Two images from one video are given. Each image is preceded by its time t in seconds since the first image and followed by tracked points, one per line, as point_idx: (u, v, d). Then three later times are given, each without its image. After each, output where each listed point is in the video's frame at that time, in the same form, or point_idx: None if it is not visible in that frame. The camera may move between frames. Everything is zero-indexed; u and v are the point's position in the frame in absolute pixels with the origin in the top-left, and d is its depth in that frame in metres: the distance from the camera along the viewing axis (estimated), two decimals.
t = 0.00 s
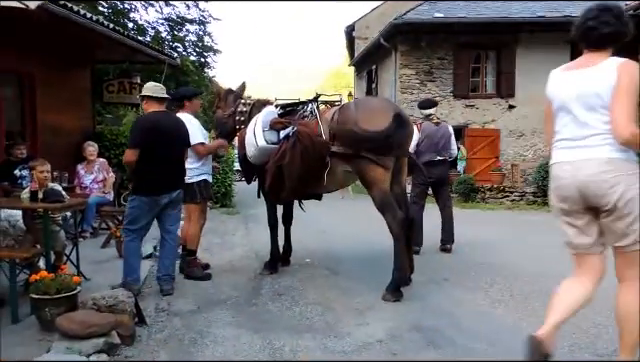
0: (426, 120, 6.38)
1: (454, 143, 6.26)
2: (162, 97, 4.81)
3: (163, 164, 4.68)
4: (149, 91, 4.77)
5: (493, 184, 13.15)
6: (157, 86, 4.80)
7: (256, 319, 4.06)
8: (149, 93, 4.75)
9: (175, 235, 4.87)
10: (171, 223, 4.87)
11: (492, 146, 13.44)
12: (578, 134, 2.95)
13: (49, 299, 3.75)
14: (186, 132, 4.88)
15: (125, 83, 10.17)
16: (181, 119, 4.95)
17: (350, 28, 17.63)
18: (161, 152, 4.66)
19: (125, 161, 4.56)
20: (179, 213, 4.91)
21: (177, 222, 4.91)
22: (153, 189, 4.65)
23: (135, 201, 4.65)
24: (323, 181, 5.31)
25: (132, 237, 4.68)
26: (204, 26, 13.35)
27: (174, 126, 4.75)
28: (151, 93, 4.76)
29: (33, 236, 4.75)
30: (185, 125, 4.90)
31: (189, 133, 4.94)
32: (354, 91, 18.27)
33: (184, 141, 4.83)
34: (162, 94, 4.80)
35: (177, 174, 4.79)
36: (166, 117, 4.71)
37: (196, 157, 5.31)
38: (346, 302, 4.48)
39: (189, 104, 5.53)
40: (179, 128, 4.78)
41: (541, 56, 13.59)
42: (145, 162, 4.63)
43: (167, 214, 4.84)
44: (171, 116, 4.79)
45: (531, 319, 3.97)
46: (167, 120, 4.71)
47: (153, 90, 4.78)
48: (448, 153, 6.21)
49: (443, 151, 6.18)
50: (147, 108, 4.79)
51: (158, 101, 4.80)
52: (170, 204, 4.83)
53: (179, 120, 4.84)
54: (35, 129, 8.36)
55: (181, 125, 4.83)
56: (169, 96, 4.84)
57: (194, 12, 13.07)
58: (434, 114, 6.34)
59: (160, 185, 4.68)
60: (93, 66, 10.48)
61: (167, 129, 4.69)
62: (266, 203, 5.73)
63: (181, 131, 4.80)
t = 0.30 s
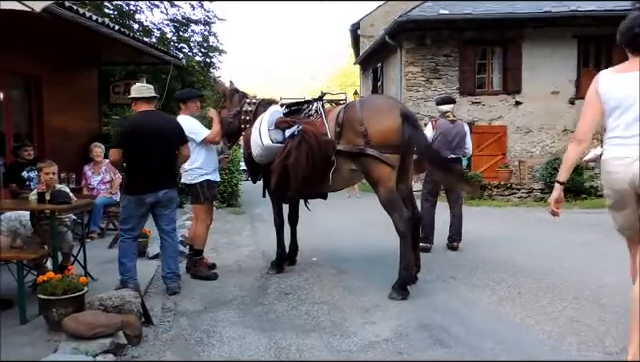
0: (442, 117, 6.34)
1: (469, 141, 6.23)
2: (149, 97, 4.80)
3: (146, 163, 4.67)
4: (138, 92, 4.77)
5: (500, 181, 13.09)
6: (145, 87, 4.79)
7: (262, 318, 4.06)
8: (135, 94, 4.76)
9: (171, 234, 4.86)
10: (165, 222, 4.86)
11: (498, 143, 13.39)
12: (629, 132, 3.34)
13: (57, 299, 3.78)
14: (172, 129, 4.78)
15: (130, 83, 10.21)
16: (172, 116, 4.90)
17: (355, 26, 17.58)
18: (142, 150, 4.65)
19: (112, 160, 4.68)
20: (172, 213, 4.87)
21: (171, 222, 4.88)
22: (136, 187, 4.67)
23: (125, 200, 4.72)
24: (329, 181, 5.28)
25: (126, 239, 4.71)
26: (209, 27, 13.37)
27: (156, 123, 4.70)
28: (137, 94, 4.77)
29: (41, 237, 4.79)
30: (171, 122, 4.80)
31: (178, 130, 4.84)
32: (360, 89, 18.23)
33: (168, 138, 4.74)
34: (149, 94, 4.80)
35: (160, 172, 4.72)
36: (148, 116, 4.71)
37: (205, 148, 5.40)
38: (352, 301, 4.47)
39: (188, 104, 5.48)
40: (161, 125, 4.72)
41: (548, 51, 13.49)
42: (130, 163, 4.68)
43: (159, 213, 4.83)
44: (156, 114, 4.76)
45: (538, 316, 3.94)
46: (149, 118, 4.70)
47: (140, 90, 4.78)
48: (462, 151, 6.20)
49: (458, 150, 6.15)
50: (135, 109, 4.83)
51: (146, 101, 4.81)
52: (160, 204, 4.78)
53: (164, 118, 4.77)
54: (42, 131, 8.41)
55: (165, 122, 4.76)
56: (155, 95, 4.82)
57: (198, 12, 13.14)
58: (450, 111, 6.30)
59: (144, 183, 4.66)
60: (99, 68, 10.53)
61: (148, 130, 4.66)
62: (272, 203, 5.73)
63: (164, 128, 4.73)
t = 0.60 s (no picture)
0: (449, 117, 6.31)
1: (476, 141, 6.22)
2: (139, 101, 4.78)
3: (134, 168, 4.68)
4: (130, 97, 4.76)
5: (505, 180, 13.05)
6: (138, 92, 4.78)
7: (269, 323, 4.06)
8: (126, 100, 4.75)
9: (164, 240, 4.86)
10: (157, 228, 4.85)
11: (503, 142, 13.36)
12: None
13: (64, 308, 3.78)
14: (152, 133, 4.70)
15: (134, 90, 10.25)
16: (157, 119, 4.84)
17: (357, 28, 17.59)
18: (125, 157, 4.66)
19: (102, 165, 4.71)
20: (165, 218, 4.86)
21: (164, 227, 4.87)
22: (123, 192, 4.71)
23: (117, 206, 4.77)
24: (332, 184, 5.27)
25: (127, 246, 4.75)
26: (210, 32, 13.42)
27: (132, 128, 4.66)
28: (126, 100, 4.76)
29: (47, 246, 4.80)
30: (150, 126, 4.72)
31: (160, 133, 4.75)
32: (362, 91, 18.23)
33: (147, 143, 4.67)
34: (139, 99, 4.78)
35: (146, 177, 4.71)
36: (127, 121, 4.70)
37: (204, 154, 5.38)
38: (359, 304, 4.46)
39: (190, 109, 5.47)
40: (139, 130, 4.67)
41: (550, 48, 13.45)
42: (122, 168, 4.71)
43: (150, 219, 4.81)
44: (137, 119, 4.73)
45: (547, 317, 3.92)
46: (127, 124, 4.68)
47: (130, 96, 4.77)
48: (470, 152, 6.17)
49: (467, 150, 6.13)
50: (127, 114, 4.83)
51: (136, 107, 4.80)
52: (149, 211, 4.77)
53: (143, 122, 4.71)
54: (47, 140, 8.44)
55: (144, 126, 4.69)
56: (146, 99, 4.81)
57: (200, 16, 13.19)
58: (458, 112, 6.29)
59: (135, 188, 4.69)
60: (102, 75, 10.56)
61: (135, 135, 4.65)
62: (277, 207, 5.73)
63: (142, 133, 4.67)
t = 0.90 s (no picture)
0: (466, 115, 6.25)
1: (494, 140, 6.17)
2: (157, 100, 4.82)
3: (150, 165, 4.72)
4: (150, 94, 4.80)
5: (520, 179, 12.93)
6: (158, 89, 4.82)
7: (282, 321, 4.06)
8: (145, 98, 4.80)
9: (168, 238, 4.82)
10: (165, 225, 4.85)
11: (518, 140, 13.25)
12: None
13: (80, 303, 3.83)
14: (164, 132, 4.72)
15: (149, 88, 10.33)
16: (171, 118, 4.85)
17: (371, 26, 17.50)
18: (139, 155, 4.71)
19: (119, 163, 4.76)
20: (175, 216, 4.86)
21: (172, 225, 4.86)
22: (137, 189, 4.76)
23: (133, 202, 4.84)
24: (346, 182, 5.26)
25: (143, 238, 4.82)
26: (224, 31, 13.49)
27: (145, 127, 4.70)
28: (145, 98, 4.80)
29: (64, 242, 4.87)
30: (163, 124, 4.73)
31: (173, 132, 4.75)
32: (376, 89, 18.16)
33: (159, 141, 4.70)
34: (157, 96, 4.80)
35: (159, 176, 4.75)
36: (141, 120, 4.75)
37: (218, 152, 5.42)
38: (372, 303, 4.44)
39: (207, 106, 5.54)
40: (152, 129, 4.69)
41: (565, 46, 13.30)
42: (137, 167, 4.75)
43: (161, 216, 4.84)
44: (151, 118, 4.77)
45: (563, 317, 3.87)
46: (141, 122, 4.72)
47: (150, 94, 4.81)
48: (488, 151, 6.12)
49: (484, 150, 6.08)
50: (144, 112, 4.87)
51: (153, 106, 4.83)
52: (161, 207, 4.80)
53: (156, 121, 4.74)
54: (64, 138, 8.55)
55: (157, 125, 4.72)
56: (166, 98, 4.85)
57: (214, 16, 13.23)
58: (476, 110, 6.24)
59: (149, 186, 4.73)
60: (118, 74, 10.65)
61: (151, 134, 4.68)
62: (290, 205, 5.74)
63: (154, 132, 4.70)
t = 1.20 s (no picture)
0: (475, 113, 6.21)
1: (503, 139, 6.12)
2: (174, 102, 4.86)
3: (164, 167, 4.75)
4: (163, 96, 4.84)
5: (531, 178, 12.84)
6: (172, 92, 4.87)
7: (292, 320, 4.07)
8: (160, 100, 4.83)
9: (178, 238, 4.83)
10: (176, 225, 4.85)
11: (529, 139, 13.13)
12: None
13: (91, 302, 3.86)
14: (179, 133, 4.74)
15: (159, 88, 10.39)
16: (186, 119, 4.87)
17: (380, 25, 17.48)
18: (153, 156, 4.74)
19: (133, 164, 4.79)
20: (185, 218, 4.85)
21: (182, 225, 4.86)
22: (153, 190, 4.82)
23: (148, 201, 4.90)
24: (355, 181, 5.25)
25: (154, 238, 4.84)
26: (234, 31, 13.52)
27: (161, 128, 4.72)
28: (162, 100, 4.84)
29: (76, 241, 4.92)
30: (178, 125, 4.75)
31: (187, 133, 4.77)
32: (386, 88, 18.11)
33: (174, 142, 4.72)
34: (173, 100, 4.84)
35: (174, 177, 4.77)
36: (157, 121, 4.77)
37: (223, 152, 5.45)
38: (382, 302, 4.43)
39: (218, 107, 5.60)
40: (167, 129, 4.72)
41: (577, 44, 13.17)
42: (152, 168, 4.79)
43: (172, 216, 4.86)
44: (166, 119, 4.79)
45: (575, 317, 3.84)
46: (156, 123, 4.75)
47: (165, 96, 4.85)
48: (497, 150, 6.08)
49: (492, 149, 6.04)
50: (159, 113, 4.90)
51: (170, 106, 4.86)
52: (173, 207, 4.83)
53: (171, 121, 4.76)
54: (75, 138, 8.61)
55: (172, 125, 4.74)
56: (181, 101, 4.89)
57: (224, 16, 13.39)
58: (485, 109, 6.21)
59: (162, 187, 4.77)
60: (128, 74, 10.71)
61: (166, 136, 4.71)
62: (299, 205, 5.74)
63: (169, 133, 4.72)
